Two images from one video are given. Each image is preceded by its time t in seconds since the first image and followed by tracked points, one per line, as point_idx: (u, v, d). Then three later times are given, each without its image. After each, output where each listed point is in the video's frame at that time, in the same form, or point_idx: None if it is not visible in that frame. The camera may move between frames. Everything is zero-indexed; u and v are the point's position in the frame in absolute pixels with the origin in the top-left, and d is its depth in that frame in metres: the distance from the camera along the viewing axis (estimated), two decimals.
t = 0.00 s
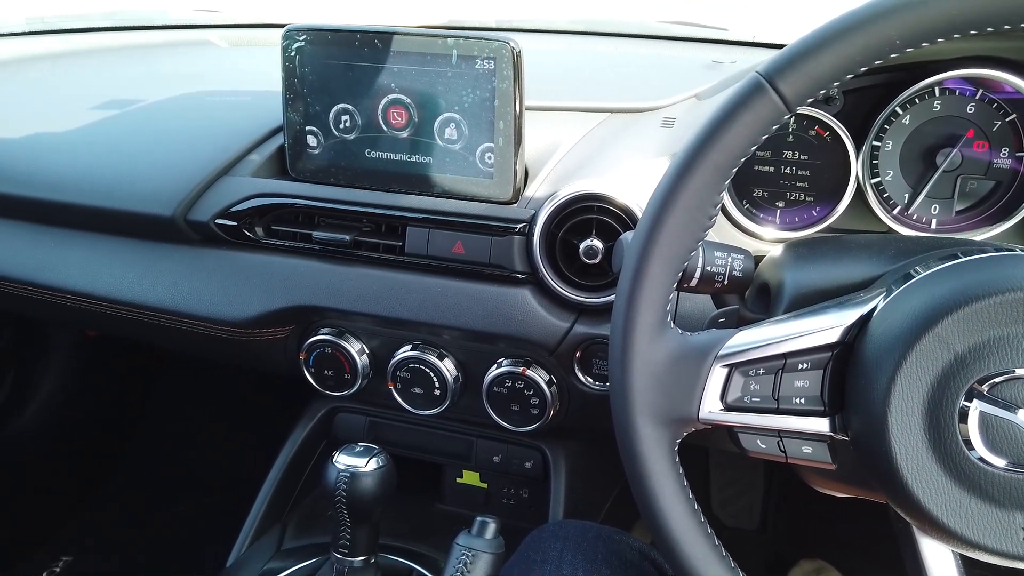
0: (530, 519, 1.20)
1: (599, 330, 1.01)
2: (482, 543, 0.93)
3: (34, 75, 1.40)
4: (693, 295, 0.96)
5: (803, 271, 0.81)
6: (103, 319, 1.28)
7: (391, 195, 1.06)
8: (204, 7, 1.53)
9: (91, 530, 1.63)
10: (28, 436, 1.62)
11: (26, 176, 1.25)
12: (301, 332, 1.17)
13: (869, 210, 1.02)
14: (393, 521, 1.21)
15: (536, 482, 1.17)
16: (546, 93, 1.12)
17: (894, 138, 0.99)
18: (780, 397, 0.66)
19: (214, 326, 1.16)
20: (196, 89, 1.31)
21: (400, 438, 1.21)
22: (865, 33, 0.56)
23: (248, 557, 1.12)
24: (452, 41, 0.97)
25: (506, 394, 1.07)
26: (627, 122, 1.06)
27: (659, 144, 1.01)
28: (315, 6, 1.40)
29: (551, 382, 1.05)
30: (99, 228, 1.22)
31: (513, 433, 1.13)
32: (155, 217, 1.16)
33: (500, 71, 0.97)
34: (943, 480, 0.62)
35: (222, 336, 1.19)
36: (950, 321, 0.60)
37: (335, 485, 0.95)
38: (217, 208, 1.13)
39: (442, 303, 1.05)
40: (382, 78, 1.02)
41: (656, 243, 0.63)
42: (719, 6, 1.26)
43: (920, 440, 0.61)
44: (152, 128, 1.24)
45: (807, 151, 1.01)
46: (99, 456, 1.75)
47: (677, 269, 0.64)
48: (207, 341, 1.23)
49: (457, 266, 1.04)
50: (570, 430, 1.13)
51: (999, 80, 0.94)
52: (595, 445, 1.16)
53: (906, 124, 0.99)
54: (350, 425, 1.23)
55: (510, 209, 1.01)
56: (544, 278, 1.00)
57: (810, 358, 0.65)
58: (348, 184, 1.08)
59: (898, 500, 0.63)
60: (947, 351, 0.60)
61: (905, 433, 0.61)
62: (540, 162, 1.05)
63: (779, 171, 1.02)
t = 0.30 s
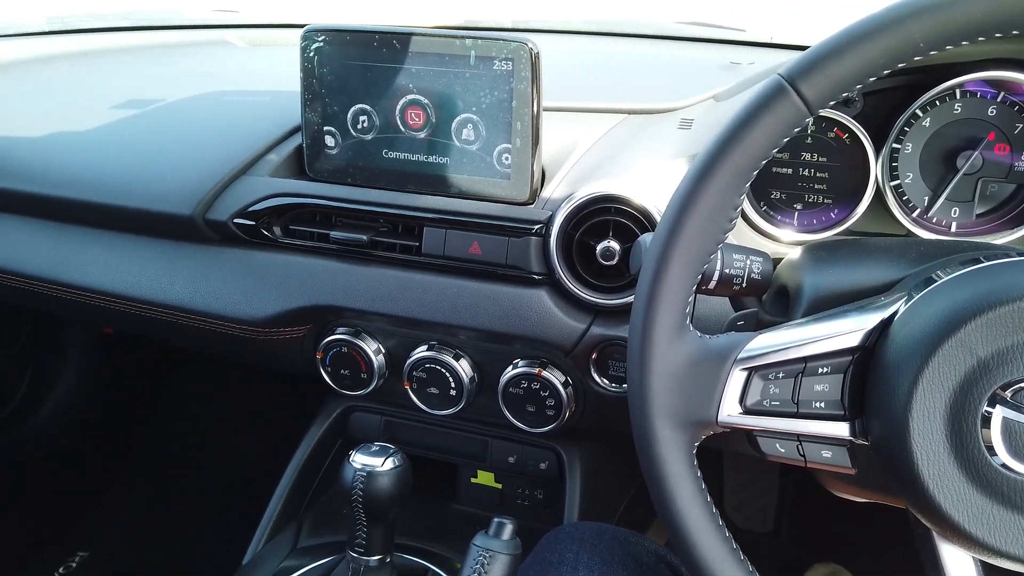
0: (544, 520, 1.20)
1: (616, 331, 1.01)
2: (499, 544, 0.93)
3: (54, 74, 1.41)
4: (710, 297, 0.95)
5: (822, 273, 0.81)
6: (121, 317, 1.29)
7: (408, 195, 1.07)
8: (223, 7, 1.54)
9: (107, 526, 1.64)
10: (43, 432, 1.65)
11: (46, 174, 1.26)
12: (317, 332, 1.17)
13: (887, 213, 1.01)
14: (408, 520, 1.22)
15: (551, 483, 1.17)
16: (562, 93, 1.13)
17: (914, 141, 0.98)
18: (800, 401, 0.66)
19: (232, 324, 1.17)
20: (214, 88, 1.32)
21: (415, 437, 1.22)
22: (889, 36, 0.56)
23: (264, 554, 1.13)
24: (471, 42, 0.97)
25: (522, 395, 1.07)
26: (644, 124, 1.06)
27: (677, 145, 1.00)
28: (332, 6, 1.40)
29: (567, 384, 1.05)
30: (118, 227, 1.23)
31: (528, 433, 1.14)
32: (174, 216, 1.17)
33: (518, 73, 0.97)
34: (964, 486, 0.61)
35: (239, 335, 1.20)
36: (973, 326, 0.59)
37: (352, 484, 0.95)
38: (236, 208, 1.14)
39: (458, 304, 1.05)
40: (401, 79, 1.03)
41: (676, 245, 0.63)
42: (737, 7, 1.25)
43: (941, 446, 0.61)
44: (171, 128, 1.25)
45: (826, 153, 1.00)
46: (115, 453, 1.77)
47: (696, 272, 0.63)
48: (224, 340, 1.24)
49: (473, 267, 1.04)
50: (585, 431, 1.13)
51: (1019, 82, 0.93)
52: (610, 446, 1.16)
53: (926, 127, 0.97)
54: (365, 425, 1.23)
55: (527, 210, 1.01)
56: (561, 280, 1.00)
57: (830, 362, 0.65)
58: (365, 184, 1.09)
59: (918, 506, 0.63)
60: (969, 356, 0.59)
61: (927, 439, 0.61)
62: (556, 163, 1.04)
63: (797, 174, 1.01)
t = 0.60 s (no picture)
0: (563, 520, 1.20)
1: (637, 332, 1.01)
2: (522, 544, 0.93)
3: (77, 72, 1.43)
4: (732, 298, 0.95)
5: (847, 275, 0.80)
6: (141, 314, 1.30)
7: (428, 194, 1.07)
8: (242, 6, 1.53)
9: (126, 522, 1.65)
10: (64, 427, 1.68)
11: (68, 171, 1.27)
12: (337, 330, 1.18)
13: (911, 214, 1.00)
14: (426, 518, 1.22)
15: (570, 483, 1.16)
16: (581, 92, 1.12)
17: (940, 142, 0.97)
18: (826, 404, 0.65)
19: (252, 321, 1.17)
20: (234, 87, 1.32)
21: (433, 436, 1.22)
22: (921, 35, 0.55)
23: (283, 551, 1.13)
24: (492, 41, 0.97)
25: (542, 395, 1.07)
26: (665, 123, 1.06)
27: (699, 145, 1.00)
28: (351, 6, 1.40)
29: (587, 384, 1.05)
30: (139, 224, 1.24)
31: (547, 433, 1.13)
32: (195, 214, 1.17)
33: (540, 72, 0.97)
34: (994, 491, 0.61)
35: (258, 333, 1.20)
36: (1005, 329, 0.59)
37: (372, 482, 0.95)
38: (256, 206, 1.14)
39: (478, 303, 1.05)
40: (422, 78, 1.03)
41: (702, 245, 0.62)
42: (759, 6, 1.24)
43: (971, 450, 0.60)
44: (192, 125, 1.26)
45: (850, 154, 0.99)
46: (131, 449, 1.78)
47: (722, 272, 0.63)
48: (244, 337, 1.24)
49: (493, 266, 1.04)
50: (604, 431, 1.13)
51: None
52: (629, 447, 1.16)
53: (952, 128, 0.96)
54: (384, 423, 1.23)
55: (547, 209, 1.01)
56: (581, 279, 1.00)
57: (857, 365, 0.65)
58: (385, 182, 1.09)
59: (946, 510, 0.63)
60: (1001, 359, 0.59)
61: (956, 443, 0.60)
62: (578, 162, 1.04)
63: (819, 174, 1.00)
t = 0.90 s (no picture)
0: (582, 522, 1.20)
1: (658, 333, 1.00)
2: (544, 545, 0.93)
3: (102, 71, 1.44)
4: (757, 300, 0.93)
5: (874, 277, 0.80)
6: (163, 311, 1.31)
7: (449, 193, 1.07)
8: (265, 4, 1.52)
9: (143, 516, 1.67)
10: (83, 424, 1.68)
11: (91, 168, 1.28)
12: (357, 328, 1.18)
13: (938, 216, 0.98)
14: (445, 517, 1.22)
15: (589, 484, 1.16)
16: (602, 92, 1.12)
17: (968, 143, 0.94)
18: (854, 408, 0.65)
19: (272, 319, 1.17)
20: (256, 85, 1.33)
21: (452, 435, 1.22)
22: (955, 34, 0.54)
23: (302, 549, 1.14)
24: (515, 39, 0.97)
25: (562, 395, 1.06)
26: (688, 122, 1.05)
27: (723, 145, 0.99)
28: (373, 6, 1.40)
29: (607, 385, 1.05)
30: (161, 221, 1.24)
31: (567, 434, 1.13)
32: (217, 211, 1.18)
33: (563, 70, 0.96)
34: None
35: (278, 330, 1.20)
36: None
37: (392, 481, 0.96)
38: (278, 204, 1.15)
39: (499, 303, 1.05)
40: (444, 77, 1.03)
41: (728, 245, 0.62)
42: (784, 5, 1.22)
43: (1003, 456, 0.60)
44: (215, 124, 1.27)
45: (875, 154, 0.98)
46: (150, 445, 1.80)
47: (749, 273, 0.62)
48: (264, 335, 1.25)
49: (515, 265, 1.04)
50: (624, 432, 1.12)
51: None
52: (648, 449, 1.15)
53: (981, 129, 0.93)
54: (403, 423, 1.23)
55: (569, 209, 1.01)
56: (603, 280, 1.00)
57: (886, 369, 0.64)
58: (406, 181, 1.09)
59: (976, 517, 0.62)
60: None
61: (989, 449, 0.60)
62: (600, 162, 1.04)
63: (845, 175, 1.00)
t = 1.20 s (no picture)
0: (602, 522, 1.20)
1: (681, 334, 1.00)
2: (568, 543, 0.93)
3: (130, 72, 1.46)
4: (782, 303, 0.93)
5: (899, 279, 0.80)
6: (188, 307, 1.33)
7: (473, 192, 1.07)
8: (289, 4, 1.53)
9: (163, 511, 1.68)
10: (107, 418, 1.72)
11: (120, 166, 1.30)
12: (381, 326, 1.19)
13: (964, 219, 0.97)
14: (465, 515, 1.22)
15: (610, 484, 1.16)
16: (625, 93, 1.12)
17: (995, 145, 0.93)
18: (880, 410, 0.65)
19: (297, 316, 1.18)
20: (281, 85, 1.34)
21: (473, 433, 1.22)
22: (986, 38, 0.54)
23: (325, 544, 1.15)
24: (541, 41, 0.97)
25: (583, 395, 1.07)
26: (713, 124, 1.05)
27: (747, 146, 0.99)
28: (397, 7, 1.41)
29: (629, 385, 1.05)
30: (188, 219, 1.26)
31: (588, 434, 1.14)
32: (243, 210, 1.19)
33: (588, 72, 0.96)
34: None
35: (302, 328, 1.21)
36: None
37: (415, 478, 0.96)
38: (304, 203, 1.16)
39: (521, 302, 1.05)
40: (469, 77, 1.03)
41: (755, 247, 0.62)
42: (808, 6, 1.22)
43: None
44: (240, 124, 1.28)
45: (900, 157, 0.97)
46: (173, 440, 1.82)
47: (775, 274, 0.63)
48: (288, 332, 1.26)
49: (538, 265, 1.04)
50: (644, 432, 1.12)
51: None
52: (668, 449, 1.16)
53: (1009, 131, 0.92)
54: (425, 420, 1.24)
55: (593, 209, 1.01)
56: (626, 281, 1.00)
57: (913, 372, 0.64)
58: (430, 181, 1.10)
59: (1003, 521, 0.62)
60: None
61: (1015, 454, 0.60)
62: (623, 164, 1.04)
63: (870, 177, 0.99)
